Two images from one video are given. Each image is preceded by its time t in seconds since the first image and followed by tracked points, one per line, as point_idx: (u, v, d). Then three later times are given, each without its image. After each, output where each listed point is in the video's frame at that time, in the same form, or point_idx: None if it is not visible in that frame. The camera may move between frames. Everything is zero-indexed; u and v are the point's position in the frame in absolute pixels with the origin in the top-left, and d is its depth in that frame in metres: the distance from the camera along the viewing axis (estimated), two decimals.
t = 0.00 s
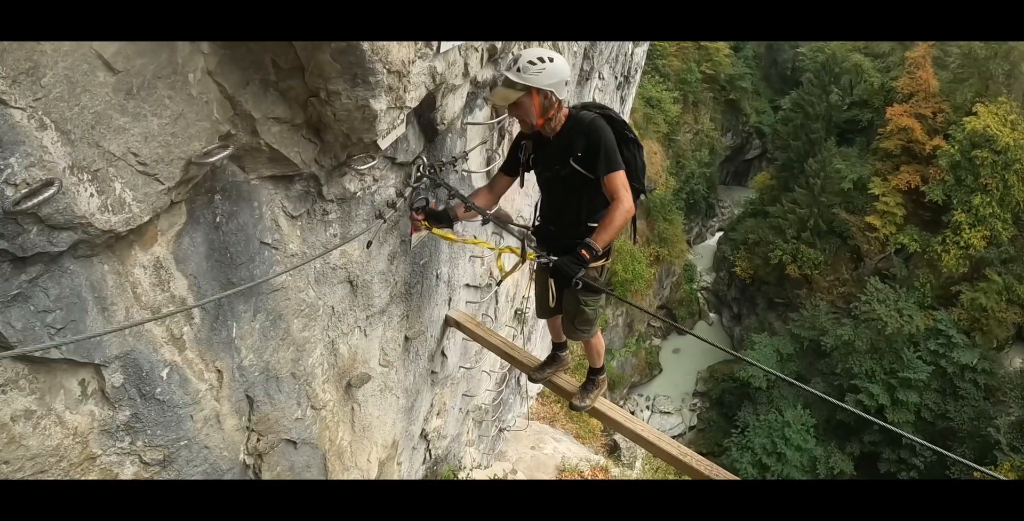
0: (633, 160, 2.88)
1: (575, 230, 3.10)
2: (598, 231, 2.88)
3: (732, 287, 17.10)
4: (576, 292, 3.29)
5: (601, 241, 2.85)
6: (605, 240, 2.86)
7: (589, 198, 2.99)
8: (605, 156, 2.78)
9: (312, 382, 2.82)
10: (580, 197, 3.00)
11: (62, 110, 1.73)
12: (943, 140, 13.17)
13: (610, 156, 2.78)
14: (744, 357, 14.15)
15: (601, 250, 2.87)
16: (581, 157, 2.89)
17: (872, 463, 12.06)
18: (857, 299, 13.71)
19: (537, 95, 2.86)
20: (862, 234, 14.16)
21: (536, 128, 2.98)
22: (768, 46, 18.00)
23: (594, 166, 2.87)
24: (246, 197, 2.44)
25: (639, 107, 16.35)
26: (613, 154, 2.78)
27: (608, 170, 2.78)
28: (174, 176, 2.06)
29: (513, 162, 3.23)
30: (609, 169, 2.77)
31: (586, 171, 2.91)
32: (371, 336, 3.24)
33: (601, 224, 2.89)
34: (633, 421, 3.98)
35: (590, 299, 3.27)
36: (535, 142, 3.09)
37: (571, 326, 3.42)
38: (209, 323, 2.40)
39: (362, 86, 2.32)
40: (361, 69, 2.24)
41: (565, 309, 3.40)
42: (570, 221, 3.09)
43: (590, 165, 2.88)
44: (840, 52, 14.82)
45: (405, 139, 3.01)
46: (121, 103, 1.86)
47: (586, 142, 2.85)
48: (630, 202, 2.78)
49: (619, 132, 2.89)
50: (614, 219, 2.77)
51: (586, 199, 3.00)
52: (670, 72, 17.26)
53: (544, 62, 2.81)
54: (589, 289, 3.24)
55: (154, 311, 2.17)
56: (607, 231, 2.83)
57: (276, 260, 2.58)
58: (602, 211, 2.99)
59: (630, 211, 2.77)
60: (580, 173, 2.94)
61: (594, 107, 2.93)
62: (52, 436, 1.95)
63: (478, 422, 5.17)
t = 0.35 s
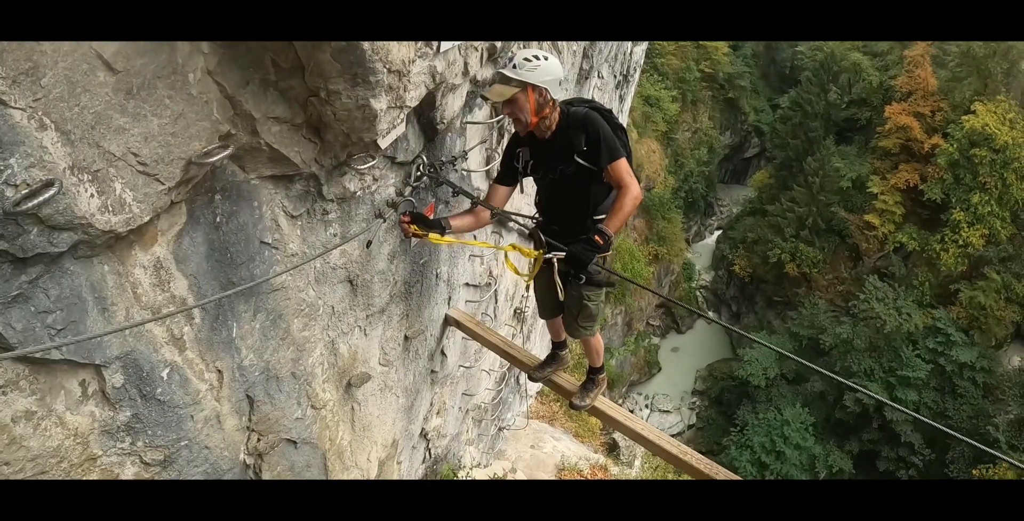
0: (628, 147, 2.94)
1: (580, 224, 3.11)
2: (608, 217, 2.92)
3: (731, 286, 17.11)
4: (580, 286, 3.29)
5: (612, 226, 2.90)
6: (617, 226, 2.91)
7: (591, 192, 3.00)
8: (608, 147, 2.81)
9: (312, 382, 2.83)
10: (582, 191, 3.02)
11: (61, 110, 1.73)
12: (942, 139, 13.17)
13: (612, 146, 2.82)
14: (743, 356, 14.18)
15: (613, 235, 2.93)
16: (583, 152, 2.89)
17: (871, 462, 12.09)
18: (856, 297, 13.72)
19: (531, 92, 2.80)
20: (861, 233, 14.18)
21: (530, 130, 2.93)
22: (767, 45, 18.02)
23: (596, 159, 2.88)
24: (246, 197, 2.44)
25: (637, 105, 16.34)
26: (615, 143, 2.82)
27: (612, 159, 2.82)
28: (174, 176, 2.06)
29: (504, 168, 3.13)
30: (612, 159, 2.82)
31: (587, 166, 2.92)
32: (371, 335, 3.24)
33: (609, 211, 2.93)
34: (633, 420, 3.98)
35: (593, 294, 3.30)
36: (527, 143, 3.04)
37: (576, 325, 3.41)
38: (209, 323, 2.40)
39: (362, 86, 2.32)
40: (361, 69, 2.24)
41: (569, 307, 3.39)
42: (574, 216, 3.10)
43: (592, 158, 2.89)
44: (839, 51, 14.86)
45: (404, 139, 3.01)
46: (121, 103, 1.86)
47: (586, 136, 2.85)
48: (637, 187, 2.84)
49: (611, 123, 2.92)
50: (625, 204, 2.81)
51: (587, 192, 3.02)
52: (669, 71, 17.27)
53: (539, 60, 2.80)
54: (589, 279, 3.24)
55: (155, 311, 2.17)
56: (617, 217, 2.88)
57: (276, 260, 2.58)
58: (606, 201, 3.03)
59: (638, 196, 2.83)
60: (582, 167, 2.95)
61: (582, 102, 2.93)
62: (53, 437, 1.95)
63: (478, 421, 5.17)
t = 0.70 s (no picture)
0: (623, 171, 2.93)
1: (559, 235, 3.13)
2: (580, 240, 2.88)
3: (728, 287, 17.15)
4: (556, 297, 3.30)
5: (586, 251, 2.81)
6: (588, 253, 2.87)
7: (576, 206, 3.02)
8: (600, 168, 2.82)
9: (311, 387, 2.83)
10: (570, 203, 3.03)
11: (60, 117, 1.74)
12: (938, 138, 13.09)
13: (603, 168, 2.82)
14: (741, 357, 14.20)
15: (585, 260, 2.81)
16: (577, 167, 2.90)
17: (871, 462, 12.11)
18: (853, 298, 13.75)
19: (542, 93, 2.81)
20: (857, 233, 14.22)
21: (533, 130, 2.94)
22: (761, 47, 18.07)
23: (587, 175, 2.89)
24: (244, 203, 2.45)
25: (632, 108, 16.37)
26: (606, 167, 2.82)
27: (599, 181, 2.82)
28: (172, 183, 2.07)
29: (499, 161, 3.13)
30: (601, 182, 2.82)
31: (579, 180, 2.93)
32: (370, 340, 3.24)
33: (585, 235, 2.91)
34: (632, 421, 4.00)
35: (569, 305, 3.31)
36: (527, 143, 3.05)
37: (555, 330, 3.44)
38: (209, 328, 2.40)
39: (360, 90, 2.33)
40: (359, 74, 2.25)
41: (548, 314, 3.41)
42: (555, 227, 3.12)
43: (584, 175, 2.90)
44: (834, 52, 14.94)
45: (402, 143, 3.02)
46: (119, 110, 1.87)
47: (584, 152, 2.86)
48: (614, 215, 2.81)
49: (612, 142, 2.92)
50: (597, 229, 2.77)
51: (574, 204, 3.03)
52: (664, 73, 17.31)
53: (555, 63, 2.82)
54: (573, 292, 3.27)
55: (154, 317, 2.18)
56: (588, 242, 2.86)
57: (275, 266, 2.59)
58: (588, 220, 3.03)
59: (615, 223, 2.81)
60: (573, 181, 2.96)
61: (591, 116, 2.94)
62: (52, 444, 1.96)
63: (477, 425, 5.18)
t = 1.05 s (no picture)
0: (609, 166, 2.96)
1: (552, 237, 3.15)
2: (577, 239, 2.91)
3: (716, 287, 17.26)
4: (551, 300, 3.31)
5: (583, 247, 2.90)
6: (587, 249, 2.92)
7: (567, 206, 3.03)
8: (589, 165, 2.84)
9: (299, 394, 2.83)
10: (560, 204, 3.05)
11: (42, 123, 1.74)
12: (921, 136, 13.41)
13: (593, 165, 2.84)
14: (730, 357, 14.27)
15: (584, 256, 2.91)
16: (563, 167, 2.92)
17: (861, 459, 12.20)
18: (840, 296, 13.87)
19: (521, 93, 2.80)
20: (843, 232, 14.35)
21: (512, 133, 2.94)
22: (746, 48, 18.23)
23: (576, 174, 2.91)
24: (228, 209, 2.45)
25: (618, 110, 16.45)
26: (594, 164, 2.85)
27: (590, 178, 2.84)
28: (156, 189, 2.07)
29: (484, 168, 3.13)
30: (592, 178, 2.84)
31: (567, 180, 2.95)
32: (358, 346, 3.24)
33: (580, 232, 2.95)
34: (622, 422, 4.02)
35: (563, 307, 3.32)
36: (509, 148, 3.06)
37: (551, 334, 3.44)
38: (194, 336, 2.40)
39: (344, 95, 2.34)
40: (343, 78, 2.26)
41: (542, 318, 3.42)
42: (548, 229, 3.13)
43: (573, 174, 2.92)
44: (818, 52, 15.10)
45: (387, 148, 3.03)
46: (101, 115, 1.87)
47: (568, 152, 2.88)
48: (610, 210, 2.85)
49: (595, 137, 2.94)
50: (595, 226, 2.81)
51: (565, 205, 3.05)
52: (649, 76, 17.45)
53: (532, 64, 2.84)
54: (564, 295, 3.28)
55: (139, 325, 2.17)
56: (586, 240, 2.89)
57: (261, 272, 2.58)
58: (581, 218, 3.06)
59: (610, 219, 2.84)
60: (561, 182, 2.98)
61: (569, 114, 2.95)
62: (38, 454, 1.95)
63: (466, 429, 5.18)
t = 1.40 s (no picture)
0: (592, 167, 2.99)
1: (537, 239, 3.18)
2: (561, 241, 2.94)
3: (705, 285, 17.35)
4: (537, 303, 3.34)
5: (565, 250, 2.93)
6: (570, 251, 2.96)
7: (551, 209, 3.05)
8: (573, 168, 2.86)
9: (288, 392, 2.84)
10: (544, 207, 3.08)
11: (31, 124, 1.75)
12: (910, 135, 13.61)
13: (577, 168, 2.87)
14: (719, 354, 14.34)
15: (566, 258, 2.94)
16: (547, 170, 2.94)
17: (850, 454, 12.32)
18: (829, 293, 13.98)
19: (503, 98, 2.83)
20: (832, 230, 14.47)
21: (494, 138, 2.94)
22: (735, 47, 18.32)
23: (560, 177, 2.93)
24: (217, 208, 2.46)
25: (607, 108, 16.48)
26: (577, 167, 2.87)
27: (574, 181, 2.86)
28: (145, 189, 2.07)
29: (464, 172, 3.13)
30: (576, 181, 2.87)
31: (551, 184, 2.98)
32: (346, 344, 3.26)
33: (565, 234, 2.98)
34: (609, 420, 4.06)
35: (547, 309, 3.35)
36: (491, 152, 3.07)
37: (537, 335, 3.47)
38: (183, 335, 2.42)
39: (331, 95, 2.34)
40: (330, 78, 2.27)
41: (527, 321, 3.44)
42: (532, 231, 3.16)
43: (556, 177, 2.94)
44: (807, 51, 15.21)
45: (375, 147, 3.04)
46: (90, 116, 1.88)
47: (551, 155, 2.90)
48: (593, 213, 2.88)
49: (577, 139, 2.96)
50: (578, 229, 2.84)
51: (548, 207, 3.07)
52: (638, 74, 17.52)
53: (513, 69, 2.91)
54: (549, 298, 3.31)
55: (128, 325, 2.21)
56: (570, 242, 2.91)
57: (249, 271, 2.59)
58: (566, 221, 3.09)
59: (595, 221, 2.87)
60: (545, 185, 2.99)
61: (550, 118, 2.96)
62: (28, 454, 1.97)
63: (455, 426, 5.20)
